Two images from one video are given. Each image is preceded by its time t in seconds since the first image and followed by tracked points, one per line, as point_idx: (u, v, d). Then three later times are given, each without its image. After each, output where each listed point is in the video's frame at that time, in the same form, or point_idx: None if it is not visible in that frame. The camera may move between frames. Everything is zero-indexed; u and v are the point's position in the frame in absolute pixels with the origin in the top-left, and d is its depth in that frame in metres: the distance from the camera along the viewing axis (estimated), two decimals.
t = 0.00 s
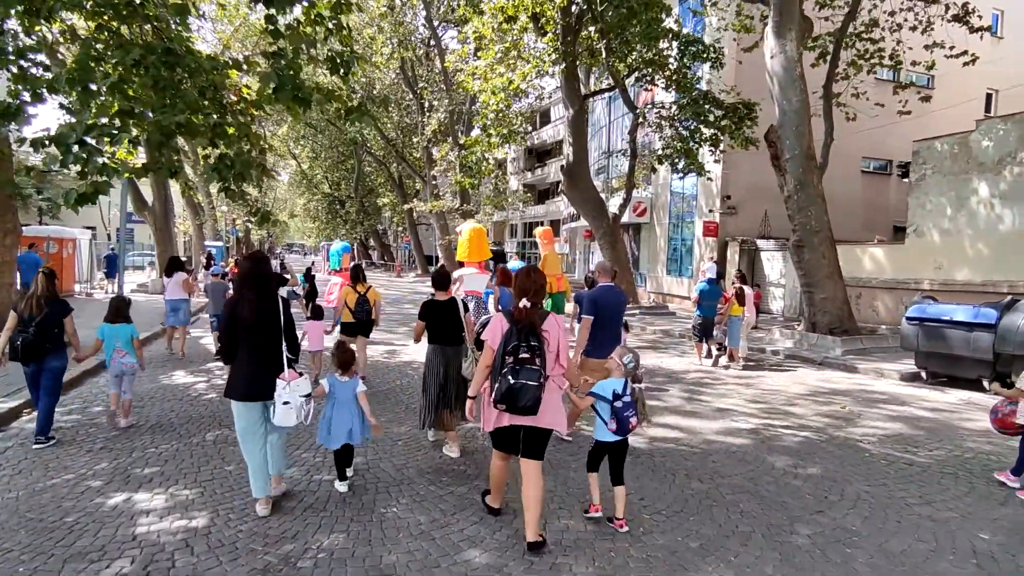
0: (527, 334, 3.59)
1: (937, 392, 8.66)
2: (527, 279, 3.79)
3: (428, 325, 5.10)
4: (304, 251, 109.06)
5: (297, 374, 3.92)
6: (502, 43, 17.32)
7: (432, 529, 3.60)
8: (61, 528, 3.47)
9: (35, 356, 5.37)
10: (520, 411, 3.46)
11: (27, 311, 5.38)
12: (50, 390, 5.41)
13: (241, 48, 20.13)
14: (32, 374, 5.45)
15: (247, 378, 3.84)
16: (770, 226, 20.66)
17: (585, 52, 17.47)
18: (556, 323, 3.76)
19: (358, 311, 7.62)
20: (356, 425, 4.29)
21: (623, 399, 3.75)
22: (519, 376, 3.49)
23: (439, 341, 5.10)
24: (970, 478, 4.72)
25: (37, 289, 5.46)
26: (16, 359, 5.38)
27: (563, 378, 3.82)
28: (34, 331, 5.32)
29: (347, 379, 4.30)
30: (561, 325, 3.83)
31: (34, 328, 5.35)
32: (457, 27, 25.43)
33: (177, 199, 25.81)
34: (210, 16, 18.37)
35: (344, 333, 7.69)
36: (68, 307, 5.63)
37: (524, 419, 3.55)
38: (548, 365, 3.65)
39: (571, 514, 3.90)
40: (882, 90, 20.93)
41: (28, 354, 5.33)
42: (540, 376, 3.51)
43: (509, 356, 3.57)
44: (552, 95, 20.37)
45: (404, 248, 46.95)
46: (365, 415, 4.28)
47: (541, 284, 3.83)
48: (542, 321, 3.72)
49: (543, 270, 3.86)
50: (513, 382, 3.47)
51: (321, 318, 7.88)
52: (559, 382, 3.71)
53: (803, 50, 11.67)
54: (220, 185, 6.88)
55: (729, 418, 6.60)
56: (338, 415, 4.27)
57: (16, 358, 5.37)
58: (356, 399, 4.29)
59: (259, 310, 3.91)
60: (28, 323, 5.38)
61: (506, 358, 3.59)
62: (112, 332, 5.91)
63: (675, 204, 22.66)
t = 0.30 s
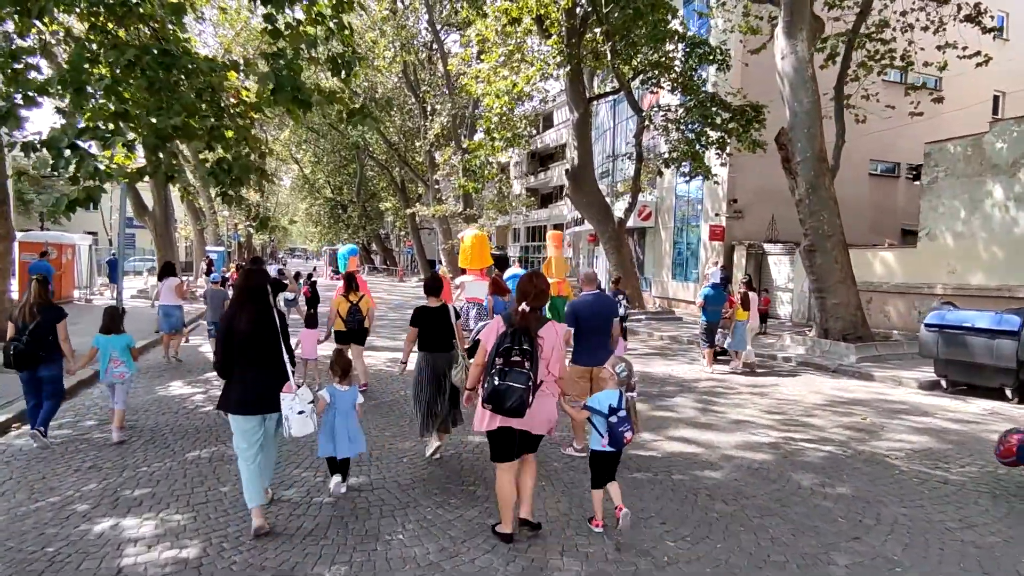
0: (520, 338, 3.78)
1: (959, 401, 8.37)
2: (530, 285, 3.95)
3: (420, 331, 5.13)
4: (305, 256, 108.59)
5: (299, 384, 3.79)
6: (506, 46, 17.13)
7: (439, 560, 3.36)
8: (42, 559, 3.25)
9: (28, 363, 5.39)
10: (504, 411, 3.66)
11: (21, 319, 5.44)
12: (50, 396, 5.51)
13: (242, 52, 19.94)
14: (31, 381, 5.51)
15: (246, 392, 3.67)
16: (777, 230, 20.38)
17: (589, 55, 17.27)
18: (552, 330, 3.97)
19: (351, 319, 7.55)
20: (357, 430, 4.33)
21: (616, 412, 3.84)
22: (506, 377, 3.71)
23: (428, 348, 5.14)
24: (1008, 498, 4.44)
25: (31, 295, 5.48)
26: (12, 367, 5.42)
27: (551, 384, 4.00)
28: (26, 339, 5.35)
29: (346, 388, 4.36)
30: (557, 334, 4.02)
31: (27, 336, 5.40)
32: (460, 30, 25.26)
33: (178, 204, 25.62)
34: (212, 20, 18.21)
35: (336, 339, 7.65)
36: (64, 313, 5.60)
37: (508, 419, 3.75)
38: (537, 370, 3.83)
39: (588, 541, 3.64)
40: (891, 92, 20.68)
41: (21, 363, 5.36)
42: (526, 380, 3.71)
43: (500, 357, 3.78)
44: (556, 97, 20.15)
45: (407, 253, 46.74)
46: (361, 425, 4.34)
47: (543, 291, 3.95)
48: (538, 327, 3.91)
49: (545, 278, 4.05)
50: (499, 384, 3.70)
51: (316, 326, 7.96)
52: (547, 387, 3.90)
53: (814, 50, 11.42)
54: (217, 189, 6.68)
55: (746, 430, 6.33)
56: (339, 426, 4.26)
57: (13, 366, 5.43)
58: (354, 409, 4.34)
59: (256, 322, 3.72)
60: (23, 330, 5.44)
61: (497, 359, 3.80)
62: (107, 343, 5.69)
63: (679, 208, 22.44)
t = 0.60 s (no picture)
0: (527, 340, 3.65)
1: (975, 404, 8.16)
2: (535, 288, 3.83)
3: (407, 335, 4.92)
4: (302, 258, 108.11)
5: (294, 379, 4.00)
6: (506, 45, 16.91)
7: None
8: None
9: (20, 363, 5.24)
10: (511, 413, 3.51)
11: (15, 320, 5.39)
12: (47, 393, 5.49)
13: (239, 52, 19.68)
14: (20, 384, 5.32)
15: (240, 386, 3.86)
16: (780, 230, 20.19)
17: (589, 54, 17.05)
18: (558, 334, 3.86)
19: (338, 317, 7.41)
20: (351, 434, 4.26)
21: (621, 412, 3.74)
22: (513, 379, 3.56)
23: (416, 352, 4.93)
24: None
25: (27, 297, 5.44)
26: (1, 368, 5.24)
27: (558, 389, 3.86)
28: (18, 338, 5.22)
29: (338, 393, 4.24)
30: (562, 338, 3.90)
31: (19, 335, 5.30)
32: (458, 30, 25.05)
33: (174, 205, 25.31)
34: (207, 20, 17.95)
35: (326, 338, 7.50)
36: (58, 314, 5.58)
37: (515, 422, 3.60)
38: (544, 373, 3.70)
39: (607, 559, 3.39)
40: (893, 92, 20.51)
41: (11, 363, 5.18)
42: (534, 382, 3.57)
43: (507, 359, 3.64)
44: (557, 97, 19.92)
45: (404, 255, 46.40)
46: (356, 430, 4.27)
47: (549, 293, 3.83)
48: (544, 330, 3.79)
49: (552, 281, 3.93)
50: (506, 385, 3.55)
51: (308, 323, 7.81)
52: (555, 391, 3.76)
53: (821, 46, 11.22)
54: (210, 186, 6.43)
55: (761, 437, 6.10)
56: (331, 430, 4.19)
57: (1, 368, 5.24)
58: (348, 413, 4.25)
59: (250, 319, 3.90)
60: (16, 330, 5.36)
61: (502, 362, 3.66)
62: (101, 339, 5.74)
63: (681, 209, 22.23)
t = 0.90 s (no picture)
0: (538, 343, 3.73)
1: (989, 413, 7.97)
2: (542, 290, 3.87)
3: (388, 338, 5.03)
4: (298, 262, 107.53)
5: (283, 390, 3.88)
6: (505, 46, 16.69)
7: None
8: None
9: (27, 365, 5.44)
10: (527, 414, 3.62)
11: (21, 321, 5.45)
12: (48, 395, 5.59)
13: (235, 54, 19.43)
14: (28, 384, 5.54)
15: (230, 397, 3.64)
16: (782, 233, 20.01)
17: (590, 56, 16.83)
18: (568, 334, 3.90)
19: (333, 324, 7.19)
20: (342, 436, 4.28)
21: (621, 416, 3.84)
22: (527, 381, 3.65)
23: (399, 353, 5.01)
24: None
25: (31, 299, 5.49)
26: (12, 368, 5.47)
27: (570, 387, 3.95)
28: (26, 341, 5.40)
29: (331, 392, 4.25)
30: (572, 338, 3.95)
31: (27, 338, 5.43)
32: (456, 33, 24.87)
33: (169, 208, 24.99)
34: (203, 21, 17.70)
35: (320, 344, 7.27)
36: (62, 316, 5.66)
37: (532, 423, 3.71)
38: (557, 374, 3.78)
39: None
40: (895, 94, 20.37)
41: (20, 365, 5.39)
42: (549, 384, 3.66)
43: (521, 362, 3.72)
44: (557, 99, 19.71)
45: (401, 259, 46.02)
46: (349, 429, 4.23)
47: (556, 295, 3.87)
48: (553, 331, 3.83)
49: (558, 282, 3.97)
50: (521, 387, 3.63)
51: (301, 327, 7.61)
52: (568, 392, 3.83)
53: (827, 47, 11.05)
54: (203, 188, 6.20)
55: (776, 449, 5.88)
56: (320, 429, 4.20)
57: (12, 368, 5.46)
58: (340, 412, 4.21)
59: (237, 328, 3.70)
60: (23, 332, 5.46)
61: (517, 364, 3.75)
62: (95, 348, 5.53)
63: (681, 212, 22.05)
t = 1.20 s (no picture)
0: (541, 345, 3.51)
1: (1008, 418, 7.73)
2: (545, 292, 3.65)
3: (382, 339, 4.82)
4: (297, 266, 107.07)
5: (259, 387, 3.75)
6: (507, 47, 16.46)
7: None
8: None
9: (22, 365, 5.25)
10: (528, 416, 3.40)
11: (17, 321, 5.28)
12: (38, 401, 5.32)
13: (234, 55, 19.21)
14: (20, 386, 5.33)
15: (210, 391, 3.74)
16: (787, 236, 19.77)
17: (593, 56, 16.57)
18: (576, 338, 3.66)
19: (333, 324, 6.96)
20: (344, 439, 4.03)
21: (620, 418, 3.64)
22: (529, 384, 3.43)
23: (393, 357, 4.80)
24: None
25: (30, 298, 5.38)
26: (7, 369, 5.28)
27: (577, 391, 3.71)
28: (25, 341, 5.22)
29: (330, 395, 4.04)
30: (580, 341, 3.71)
31: (24, 338, 5.24)
32: (458, 34, 24.65)
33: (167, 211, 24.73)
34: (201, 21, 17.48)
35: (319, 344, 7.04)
36: (60, 317, 5.52)
37: (535, 426, 3.49)
38: (561, 378, 3.54)
39: None
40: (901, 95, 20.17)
41: (16, 365, 5.22)
42: (552, 387, 3.43)
43: (523, 365, 3.51)
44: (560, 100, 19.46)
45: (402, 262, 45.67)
46: (347, 435, 4.00)
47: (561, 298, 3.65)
48: (559, 334, 3.60)
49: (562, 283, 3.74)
50: (521, 390, 3.42)
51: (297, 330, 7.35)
52: (575, 395, 3.59)
53: (837, 45, 10.83)
54: (197, 185, 5.95)
55: (795, 456, 5.63)
56: (320, 432, 3.99)
57: (6, 368, 5.28)
58: (338, 416, 4.01)
59: (221, 324, 3.81)
60: (18, 333, 5.27)
61: (519, 366, 3.54)
62: (94, 343, 5.54)
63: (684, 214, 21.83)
